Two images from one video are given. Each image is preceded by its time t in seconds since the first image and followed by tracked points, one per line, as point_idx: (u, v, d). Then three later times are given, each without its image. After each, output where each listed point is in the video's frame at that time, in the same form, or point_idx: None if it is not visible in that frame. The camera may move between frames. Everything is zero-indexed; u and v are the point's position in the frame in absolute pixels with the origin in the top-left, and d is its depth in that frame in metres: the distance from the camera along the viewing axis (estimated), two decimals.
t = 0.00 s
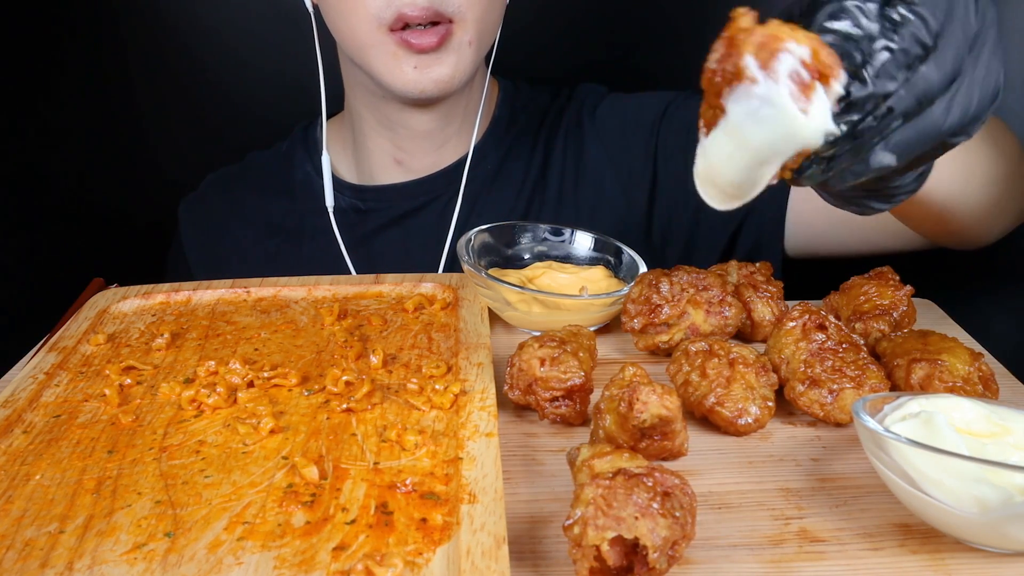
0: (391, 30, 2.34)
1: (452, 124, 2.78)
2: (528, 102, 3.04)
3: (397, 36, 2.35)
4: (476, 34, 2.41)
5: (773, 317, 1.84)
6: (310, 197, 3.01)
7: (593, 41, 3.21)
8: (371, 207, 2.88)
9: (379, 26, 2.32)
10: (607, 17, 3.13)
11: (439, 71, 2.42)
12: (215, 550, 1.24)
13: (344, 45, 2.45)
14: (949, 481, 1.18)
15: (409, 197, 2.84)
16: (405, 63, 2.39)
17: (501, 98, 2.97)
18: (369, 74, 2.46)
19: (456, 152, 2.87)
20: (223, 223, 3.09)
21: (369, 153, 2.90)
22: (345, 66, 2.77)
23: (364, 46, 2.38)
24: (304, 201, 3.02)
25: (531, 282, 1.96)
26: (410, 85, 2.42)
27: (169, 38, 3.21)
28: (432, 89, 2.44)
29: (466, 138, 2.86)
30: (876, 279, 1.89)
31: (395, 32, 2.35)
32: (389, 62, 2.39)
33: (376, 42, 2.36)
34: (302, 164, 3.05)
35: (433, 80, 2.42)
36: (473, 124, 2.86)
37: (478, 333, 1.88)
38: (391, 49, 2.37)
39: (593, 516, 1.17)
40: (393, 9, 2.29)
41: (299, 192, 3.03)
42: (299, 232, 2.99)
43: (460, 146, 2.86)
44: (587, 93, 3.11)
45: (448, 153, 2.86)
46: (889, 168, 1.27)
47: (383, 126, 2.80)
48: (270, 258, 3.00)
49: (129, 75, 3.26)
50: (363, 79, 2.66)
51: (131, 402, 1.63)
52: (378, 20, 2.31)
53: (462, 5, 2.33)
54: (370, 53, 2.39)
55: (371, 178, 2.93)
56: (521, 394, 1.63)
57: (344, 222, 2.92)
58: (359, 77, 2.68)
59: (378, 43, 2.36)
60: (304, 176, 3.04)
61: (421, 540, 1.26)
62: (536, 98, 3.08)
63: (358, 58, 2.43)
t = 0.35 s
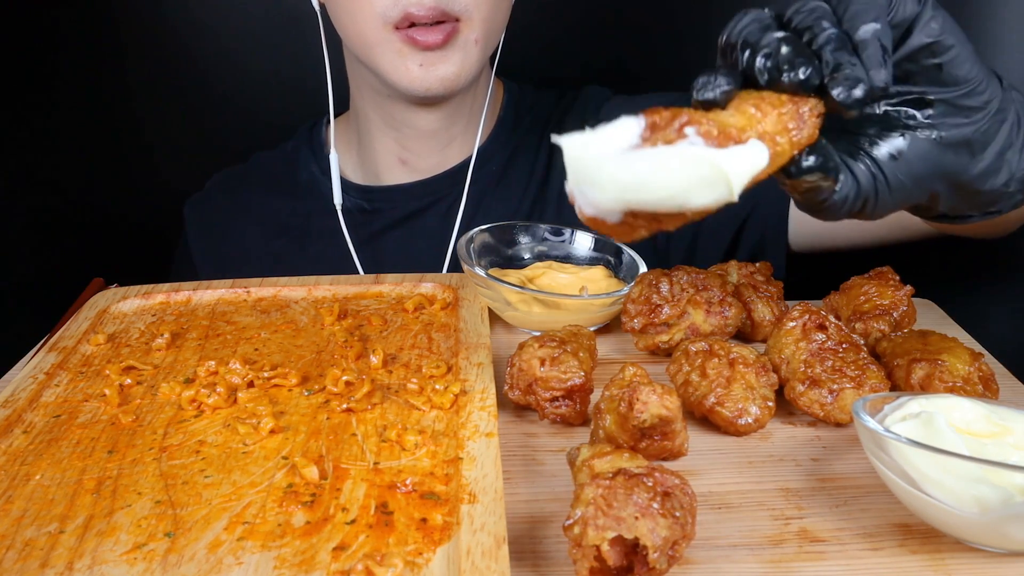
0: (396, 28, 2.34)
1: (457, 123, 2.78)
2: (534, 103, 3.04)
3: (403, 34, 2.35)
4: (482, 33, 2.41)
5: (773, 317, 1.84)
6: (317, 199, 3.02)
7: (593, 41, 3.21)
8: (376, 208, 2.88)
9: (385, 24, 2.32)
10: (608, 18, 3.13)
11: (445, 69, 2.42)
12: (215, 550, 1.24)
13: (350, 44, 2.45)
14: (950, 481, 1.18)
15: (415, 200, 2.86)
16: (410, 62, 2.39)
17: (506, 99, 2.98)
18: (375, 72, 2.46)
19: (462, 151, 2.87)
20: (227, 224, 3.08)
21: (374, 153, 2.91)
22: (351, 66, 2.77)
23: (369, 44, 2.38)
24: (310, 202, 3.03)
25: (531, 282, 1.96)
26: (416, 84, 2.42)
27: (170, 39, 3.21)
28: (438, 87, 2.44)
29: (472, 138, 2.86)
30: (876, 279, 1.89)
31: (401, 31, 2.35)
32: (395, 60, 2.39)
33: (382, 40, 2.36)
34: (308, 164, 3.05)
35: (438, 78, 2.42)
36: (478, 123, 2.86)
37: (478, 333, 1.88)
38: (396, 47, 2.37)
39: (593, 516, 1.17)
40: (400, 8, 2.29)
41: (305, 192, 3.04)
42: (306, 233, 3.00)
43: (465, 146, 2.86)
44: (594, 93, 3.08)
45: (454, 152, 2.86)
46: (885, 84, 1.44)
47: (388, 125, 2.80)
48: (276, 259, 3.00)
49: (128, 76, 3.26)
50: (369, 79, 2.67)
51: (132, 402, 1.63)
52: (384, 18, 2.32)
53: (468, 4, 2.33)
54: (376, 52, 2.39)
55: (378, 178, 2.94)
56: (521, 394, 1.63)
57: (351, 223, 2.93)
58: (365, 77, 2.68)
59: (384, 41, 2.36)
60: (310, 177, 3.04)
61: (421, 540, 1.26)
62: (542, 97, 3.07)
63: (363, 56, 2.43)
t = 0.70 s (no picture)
0: (391, 29, 2.34)
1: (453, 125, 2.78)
2: (535, 105, 3.00)
3: (398, 34, 2.35)
4: (476, 33, 2.41)
5: (773, 317, 1.84)
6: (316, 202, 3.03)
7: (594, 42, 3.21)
8: (373, 211, 2.90)
9: (380, 25, 2.33)
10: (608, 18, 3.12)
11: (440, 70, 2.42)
12: (215, 550, 1.24)
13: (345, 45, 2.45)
14: (949, 481, 1.18)
15: (414, 202, 2.88)
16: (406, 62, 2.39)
17: (505, 103, 2.95)
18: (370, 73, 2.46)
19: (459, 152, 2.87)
20: (230, 225, 3.09)
21: (372, 155, 2.91)
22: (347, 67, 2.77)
23: (364, 45, 2.38)
24: (310, 204, 3.04)
25: (531, 282, 1.96)
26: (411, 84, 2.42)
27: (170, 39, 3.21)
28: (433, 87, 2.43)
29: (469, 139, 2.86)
30: (876, 279, 1.89)
31: (396, 31, 2.35)
32: (390, 61, 2.39)
33: (376, 41, 2.36)
34: (306, 166, 3.05)
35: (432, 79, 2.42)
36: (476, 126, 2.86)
37: (478, 333, 1.87)
38: (391, 47, 2.37)
39: (593, 516, 1.17)
40: (394, 9, 2.30)
41: (303, 195, 3.05)
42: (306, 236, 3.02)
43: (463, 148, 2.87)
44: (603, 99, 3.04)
45: (451, 155, 2.86)
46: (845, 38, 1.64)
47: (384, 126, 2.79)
48: (277, 262, 3.02)
49: (129, 76, 3.25)
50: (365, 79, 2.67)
51: (132, 402, 1.63)
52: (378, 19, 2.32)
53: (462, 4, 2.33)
54: (371, 52, 2.39)
55: (375, 180, 2.93)
56: (521, 394, 1.63)
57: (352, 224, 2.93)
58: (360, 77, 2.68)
59: (378, 42, 2.36)
60: (308, 179, 3.05)
61: (421, 540, 1.26)
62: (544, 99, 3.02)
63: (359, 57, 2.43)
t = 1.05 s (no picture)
0: (404, 20, 2.34)
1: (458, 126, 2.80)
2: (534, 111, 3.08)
3: (410, 27, 2.35)
4: (485, 31, 2.42)
5: (773, 316, 1.84)
6: (316, 205, 3.00)
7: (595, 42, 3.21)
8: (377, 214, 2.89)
9: (393, 16, 2.32)
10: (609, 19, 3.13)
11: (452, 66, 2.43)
12: (215, 550, 1.24)
13: (355, 39, 2.43)
14: (949, 481, 1.18)
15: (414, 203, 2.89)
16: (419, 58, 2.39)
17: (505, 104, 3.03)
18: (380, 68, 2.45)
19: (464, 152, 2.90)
20: (228, 230, 3.08)
21: (376, 157, 2.91)
22: (351, 65, 2.76)
23: (376, 37, 2.37)
24: (310, 207, 3.01)
25: (531, 283, 1.96)
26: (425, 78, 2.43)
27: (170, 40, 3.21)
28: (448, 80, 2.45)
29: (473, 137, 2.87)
30: (876, 278, 1.89)
31: (408, 23, 2.35)
32: (400, 54, 2.38)
33: (389, 32, 2.35)
34: (305, 171, 3.03)
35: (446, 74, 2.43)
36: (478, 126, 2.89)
37: (478, 333, 1.87)
38: (403, 40, 2.36)
39: (593, 516, 1.17)
40: None
41: (304, 199, 3.03)
42: (306, 240, 3.00)
43: (467, 148, 2.89)
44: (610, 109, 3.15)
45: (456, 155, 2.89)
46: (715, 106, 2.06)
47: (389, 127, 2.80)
48: (280, 266, 3.01)
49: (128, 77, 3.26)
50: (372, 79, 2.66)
51: (131, 402, 1.63)
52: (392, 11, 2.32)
53: None
54: (381, 44, 2.38)
55: (383, 181, 2.94)
56: (521, 394, 1.63)
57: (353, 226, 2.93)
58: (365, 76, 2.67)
59: (391, 34, 2.35)
60: (309, 182, 3.02)
61: (421, 540, 1.26)
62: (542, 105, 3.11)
63: (370, 50, 2.42)
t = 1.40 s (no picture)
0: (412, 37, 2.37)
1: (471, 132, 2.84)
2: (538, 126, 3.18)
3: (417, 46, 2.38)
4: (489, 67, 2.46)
5: (773, 316, 1.84)
6: (323, 200, 3.02)
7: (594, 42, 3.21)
8: (386, 211, 2.89)
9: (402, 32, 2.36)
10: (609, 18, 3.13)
11: (462, 91, 2.45)
12: (215, 550, 1.24)
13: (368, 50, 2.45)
14: (949, 481, 1.18)
15: (414, 203, 2.89)
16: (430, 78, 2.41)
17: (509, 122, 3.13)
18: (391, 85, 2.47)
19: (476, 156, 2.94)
20: (234, 225, 3.07)
21: (387, 156, 2.94)
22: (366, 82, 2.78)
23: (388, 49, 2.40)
24: (317, 202, 3.02)
25: (531, 282, 1.95)
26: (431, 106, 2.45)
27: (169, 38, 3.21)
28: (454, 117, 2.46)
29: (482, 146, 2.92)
30: (876, 278, 1.88)
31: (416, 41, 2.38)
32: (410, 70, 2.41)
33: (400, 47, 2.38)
34: (314, 166, 3.07)
35: (453, 105, 2.45)
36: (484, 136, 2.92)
37: (478, 333, 1.87)
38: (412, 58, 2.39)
39: (593, 516, 1.17)
40: None
41: (313, 194, 3.04)
42: (313, 234, 2.99)
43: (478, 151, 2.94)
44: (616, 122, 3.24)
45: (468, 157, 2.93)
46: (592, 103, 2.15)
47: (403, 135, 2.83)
48: (286, 260, 2.99)
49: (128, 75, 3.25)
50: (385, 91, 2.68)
51: (132, 402, 1.63)
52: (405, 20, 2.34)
53: None
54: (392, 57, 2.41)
55: (393, 183, 2.96)
56: (521, 394, 1.63)
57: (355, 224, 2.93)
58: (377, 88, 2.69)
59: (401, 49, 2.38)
60: (317, 178, 3.05)
61: (421, 540, 1.26)
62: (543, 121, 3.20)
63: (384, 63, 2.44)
